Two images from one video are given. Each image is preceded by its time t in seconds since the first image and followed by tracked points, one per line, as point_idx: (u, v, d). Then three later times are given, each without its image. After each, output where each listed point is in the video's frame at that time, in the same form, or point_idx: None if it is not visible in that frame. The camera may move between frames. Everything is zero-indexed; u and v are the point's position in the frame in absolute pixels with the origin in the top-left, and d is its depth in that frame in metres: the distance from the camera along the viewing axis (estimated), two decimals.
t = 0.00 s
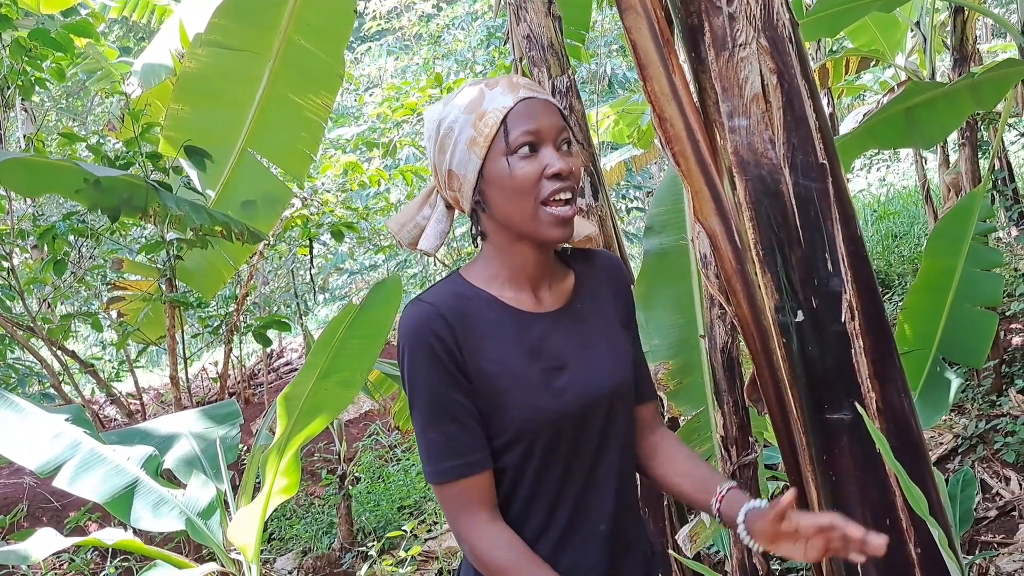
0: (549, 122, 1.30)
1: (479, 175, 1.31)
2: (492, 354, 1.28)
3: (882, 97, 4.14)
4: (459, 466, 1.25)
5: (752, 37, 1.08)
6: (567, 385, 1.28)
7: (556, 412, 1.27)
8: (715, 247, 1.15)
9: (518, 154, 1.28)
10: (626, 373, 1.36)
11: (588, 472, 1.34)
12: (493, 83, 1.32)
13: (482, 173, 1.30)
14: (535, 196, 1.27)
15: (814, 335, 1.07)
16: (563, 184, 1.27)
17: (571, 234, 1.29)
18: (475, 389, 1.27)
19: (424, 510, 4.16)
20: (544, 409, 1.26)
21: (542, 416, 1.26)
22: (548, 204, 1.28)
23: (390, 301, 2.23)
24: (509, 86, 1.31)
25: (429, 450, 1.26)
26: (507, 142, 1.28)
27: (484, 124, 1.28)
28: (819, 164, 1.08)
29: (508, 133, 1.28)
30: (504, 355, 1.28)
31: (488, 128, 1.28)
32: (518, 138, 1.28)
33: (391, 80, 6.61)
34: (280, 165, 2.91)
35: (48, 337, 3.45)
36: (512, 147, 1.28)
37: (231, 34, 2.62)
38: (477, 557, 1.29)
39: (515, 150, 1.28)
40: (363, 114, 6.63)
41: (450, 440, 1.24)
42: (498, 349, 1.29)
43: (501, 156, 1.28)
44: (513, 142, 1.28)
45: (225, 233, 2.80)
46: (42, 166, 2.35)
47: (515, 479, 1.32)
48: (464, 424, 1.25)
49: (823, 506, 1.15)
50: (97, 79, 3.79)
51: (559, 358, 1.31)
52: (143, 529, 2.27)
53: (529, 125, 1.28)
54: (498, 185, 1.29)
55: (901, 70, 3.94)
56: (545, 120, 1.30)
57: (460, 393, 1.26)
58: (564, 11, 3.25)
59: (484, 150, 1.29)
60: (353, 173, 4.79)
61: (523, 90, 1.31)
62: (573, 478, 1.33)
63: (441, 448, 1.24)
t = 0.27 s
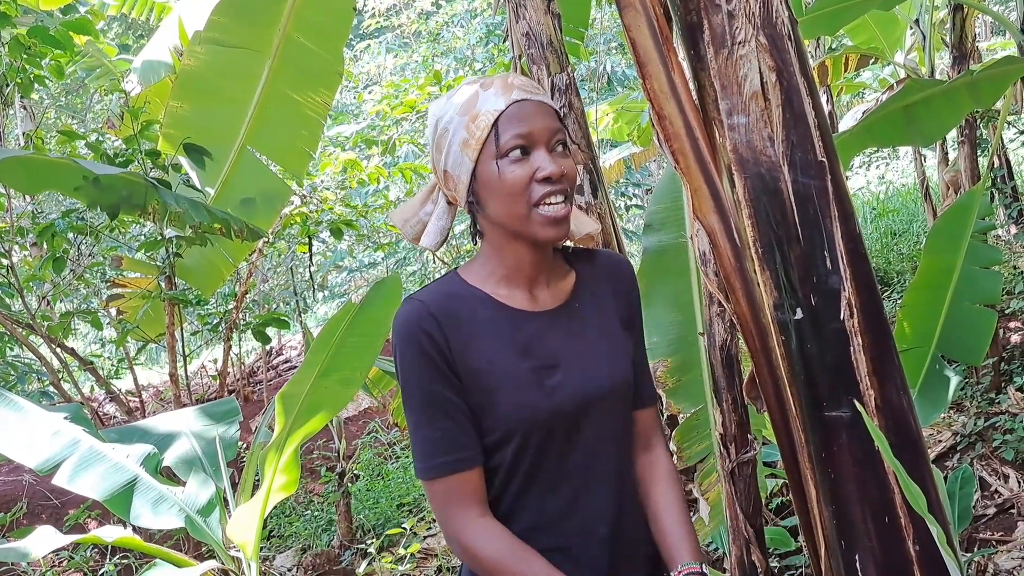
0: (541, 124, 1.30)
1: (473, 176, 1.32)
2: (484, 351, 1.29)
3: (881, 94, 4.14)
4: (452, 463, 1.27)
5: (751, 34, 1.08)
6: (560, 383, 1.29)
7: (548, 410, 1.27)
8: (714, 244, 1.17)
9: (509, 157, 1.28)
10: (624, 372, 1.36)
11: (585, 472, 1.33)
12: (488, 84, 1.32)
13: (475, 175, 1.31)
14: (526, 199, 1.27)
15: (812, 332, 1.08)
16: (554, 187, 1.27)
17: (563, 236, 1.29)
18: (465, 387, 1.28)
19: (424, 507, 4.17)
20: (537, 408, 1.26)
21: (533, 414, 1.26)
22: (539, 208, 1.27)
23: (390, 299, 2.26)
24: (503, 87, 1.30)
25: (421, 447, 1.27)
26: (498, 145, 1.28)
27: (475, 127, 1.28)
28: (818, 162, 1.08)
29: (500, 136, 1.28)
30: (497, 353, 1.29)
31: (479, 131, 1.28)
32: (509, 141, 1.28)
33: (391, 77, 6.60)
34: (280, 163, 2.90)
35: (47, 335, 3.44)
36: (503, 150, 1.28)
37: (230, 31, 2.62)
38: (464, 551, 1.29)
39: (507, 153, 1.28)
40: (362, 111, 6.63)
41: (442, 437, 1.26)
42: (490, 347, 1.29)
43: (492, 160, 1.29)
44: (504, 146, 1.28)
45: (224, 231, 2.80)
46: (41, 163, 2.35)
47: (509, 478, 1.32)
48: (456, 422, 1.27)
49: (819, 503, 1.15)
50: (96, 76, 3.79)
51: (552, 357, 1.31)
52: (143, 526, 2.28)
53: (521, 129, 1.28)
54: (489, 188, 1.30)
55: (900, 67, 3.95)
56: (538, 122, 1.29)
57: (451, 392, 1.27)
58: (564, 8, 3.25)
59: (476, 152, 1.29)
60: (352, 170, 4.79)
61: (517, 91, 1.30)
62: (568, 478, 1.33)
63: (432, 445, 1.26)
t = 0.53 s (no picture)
0: (546, 127, 1.26)
1: (481, 178, 1.31)
2: (491, 347, 1.29)
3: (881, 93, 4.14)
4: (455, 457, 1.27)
5: (751, 33, 1.08)
6: (566, 380, 1.28)
7: (553, 407, 1.27)
8: (714, 242, 1.18)
9: (514, 161, 1.26)
10: (628, 370, 1.35)
11: (587, 470, 1.33)
12: (495, 85, 1.29)
13: (483, 177, 1.31)
14: (529, 203, 1.25)
15: (812, 331, 1.08)
16: (558, 192, 1.24)
17: (567, 237, 1.27)
18: (469, 383, 1.28)
19: (424, 506, 4.17)
20: (542, 404, 1.26)
21: (537, 411, 1.26)
22: (543, 214, 1.25)
23: (390, 297, 2.24)
24: (509, 89, 1.27)
25: (424, 439, 1.27)
26: (502, 150, 1.26)
27: (481, 131, 1.27)
28: (818, 160, 1.08)
29: (504, 140, 1.26)
30: (503, 350, 1.29)
31: (485, 134, 1.27)
32: (512, 145, 1.25)
33: (390, 75, 6.60)
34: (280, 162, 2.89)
35: (47, 333, 3.44)
36: (506, 154, 1.26)
37: (230, 30, 2.63)
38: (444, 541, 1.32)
39: (511, 158, 1.26)
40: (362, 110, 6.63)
41: (441, 434, 1.26)
42: (497, 344, 1.29)
43: (497, 164, 1.27)
44: (508, 151, 1.26)
45: (224, 229, 2.79)
46: (41, 162, 2.36)
47: (513, 474, 1.32)
48: (455, 422, 1.27)
49: (819, 501, 1.15)
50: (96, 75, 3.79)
51: (559, 353, 1.31)
52: (143, 524, 2.28)
53: (525, 133, 1.25)
54: (495, 191, 1.29)
55: (899, 65, 3.95)
56: (543, 126, 1.26)
57: (452, 389, 1.27)
58: (563, 7, 3.25)
59: (482, 155, 1.29)
60: (352, 169, 4.79)
61: (524, 93, 1.27)
62: (571, 476, 1.33)
63: (431, 442, 1.26)
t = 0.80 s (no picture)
0: (557, 137, 1.24)
1: (495, 182, 1.31)
2: (498, 343, 1.29)
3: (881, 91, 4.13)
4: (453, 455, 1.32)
5: (751, 31, 1.07)
6: (572, 378, 1.28)
7: (558, 406, 1.27)
8: (714, 241, 1.18)
9: (524, 171, 1.25)
10: (635, 369, 1.34)
11: (591, 468, 1.33)
12: (511, 91, 1.27)
13: (496, 181, 1.31)
14: (535, 214, 1.24)
15: (813, 330, 1.08)
16: (565, 206, 1.22)
17: (573, 249, 1.25)
18: (473, 380, 1.29)
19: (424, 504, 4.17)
20: (547, 401, 1.26)
21: (542, 409, 1.26)
22: (550, 226, 1.23)
23: (390, 296, 2.23)
24: (523, 96, 1.25)
25: (429, 434, 1.32)
26: (512, 159, 1.25)
27: (493, 137, 1.27)
28: (818, 159, 1.08)
29: (514, 149, 1.25)
30: (513, 347, 1.29)
31: (497, 141, 1.27)
32: (521, 154, 1.24)
33: (390, 74, 6.59)
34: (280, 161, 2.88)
35: (47, 332, 3.44)
36: (515, 163, 1.25)
37: (230, 28, 2.63)
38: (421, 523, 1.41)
39: (520, 168, 1.25)
40: (362, 108, 6.62)
41: (440, 426, 1.30)
42: (503, 341, 1.29)
43: (508, 172, 1.27)
44: (518, 161, 1.25)
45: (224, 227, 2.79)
46: (41, 161, 2.35)
47: (518, 470, 1.33)
48: (455, 426, 1.31)
49: (819, 500, 1.15)
50: (95, 73, 3.78)
51: (567, 351, 1.30)
52: (143, 523, 2.28)
53: (534, 144, 1.24)
54: (506, 198, 1.28)
55: (900, 63, 3.95)
56: (554, 137, 1.24)
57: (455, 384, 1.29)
58: (564, 5, 3.25)
59: (493, 161, 1.29)
60: (352, 167, 4.78)
61: (538, 102, 1.24)
62: (576, 474, 1.33)
63: (432, 441, 1.32)
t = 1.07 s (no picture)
0: (551, 141, 1.23)
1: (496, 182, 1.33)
2: (502, 340, 1.29)
3: (882, 89, 4.13)
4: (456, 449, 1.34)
5: (752, 29, 1.07)
6: (575, 377, 1.28)
7: (561, 405, 1.27)
8: (714, 239, 1.18)
9: (520, 173, 1.25)
10: (639, 368, 1.33)
11: (595, 467, 1.33)
12: (505, 93, 1.25)
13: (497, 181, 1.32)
14: (534, 217, 1.25)
15: (813, 329, 1.08)
16: (561, 208, 1.23)
17: (572, 250, 1.26)
18: (475, 376, 1.29)
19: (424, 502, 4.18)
20: (550, 400, 1.27)
21: (545, 407, 1.27)
22: (548, 226, 1.25)
23: (390, 294, 2.22)
24: (516, 99, 1.23)
25: (429, 421, 1.32)
26: (508, 162, 1.26)
27: (490, 141, 1.28)
28: (819, 158, 1.08)
29: (508, 153, 1.25)
30: (516, 347, 1.29)
31: (493, 145, 1.28)
32: (516, 160, 1.24)
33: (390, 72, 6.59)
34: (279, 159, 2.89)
35: (47, 330, 3.44)
36: (511, 167, 1.26)
37: (231, 26, 2.63)
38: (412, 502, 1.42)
39: (516, 171, 1.25)
40: (362, 107, 6.62)
41: (441, 419, 1.31)
42: (506, 338, 1.29)
43: (505, 174, 1.28)
44: (513, 165, 1.25)
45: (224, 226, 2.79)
46: (41, 159, 2.35)
47: (520, 466, 1.33)
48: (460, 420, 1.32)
49: (820, 499, 1.15)
50: (96, 72, 3.78)
51: (569, 350, 1.30)
52: (143, 522, 2.28)
53: (527, 148, 1.23)
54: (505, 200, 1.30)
55: (900, 62, 3.94)
56: (547, 140, 1.23)
57: (456, 379, 1.29)
58: (564, 3, 3.25)
59: (492, 163, 1.30)
60: (352, 165, 4.78)
61: (530, 104, 1.23)
62: (578, 472, 1.33)
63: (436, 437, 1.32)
